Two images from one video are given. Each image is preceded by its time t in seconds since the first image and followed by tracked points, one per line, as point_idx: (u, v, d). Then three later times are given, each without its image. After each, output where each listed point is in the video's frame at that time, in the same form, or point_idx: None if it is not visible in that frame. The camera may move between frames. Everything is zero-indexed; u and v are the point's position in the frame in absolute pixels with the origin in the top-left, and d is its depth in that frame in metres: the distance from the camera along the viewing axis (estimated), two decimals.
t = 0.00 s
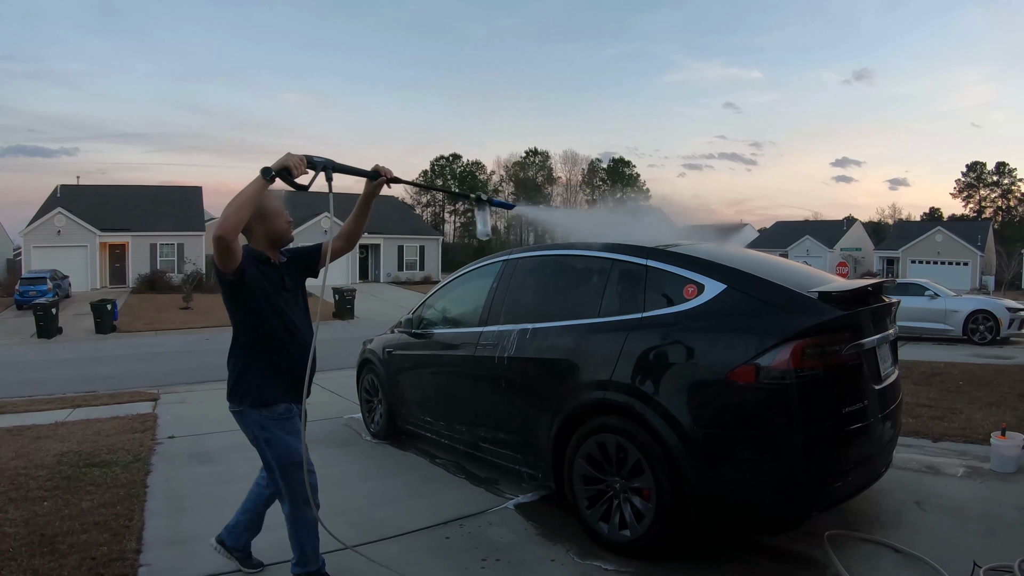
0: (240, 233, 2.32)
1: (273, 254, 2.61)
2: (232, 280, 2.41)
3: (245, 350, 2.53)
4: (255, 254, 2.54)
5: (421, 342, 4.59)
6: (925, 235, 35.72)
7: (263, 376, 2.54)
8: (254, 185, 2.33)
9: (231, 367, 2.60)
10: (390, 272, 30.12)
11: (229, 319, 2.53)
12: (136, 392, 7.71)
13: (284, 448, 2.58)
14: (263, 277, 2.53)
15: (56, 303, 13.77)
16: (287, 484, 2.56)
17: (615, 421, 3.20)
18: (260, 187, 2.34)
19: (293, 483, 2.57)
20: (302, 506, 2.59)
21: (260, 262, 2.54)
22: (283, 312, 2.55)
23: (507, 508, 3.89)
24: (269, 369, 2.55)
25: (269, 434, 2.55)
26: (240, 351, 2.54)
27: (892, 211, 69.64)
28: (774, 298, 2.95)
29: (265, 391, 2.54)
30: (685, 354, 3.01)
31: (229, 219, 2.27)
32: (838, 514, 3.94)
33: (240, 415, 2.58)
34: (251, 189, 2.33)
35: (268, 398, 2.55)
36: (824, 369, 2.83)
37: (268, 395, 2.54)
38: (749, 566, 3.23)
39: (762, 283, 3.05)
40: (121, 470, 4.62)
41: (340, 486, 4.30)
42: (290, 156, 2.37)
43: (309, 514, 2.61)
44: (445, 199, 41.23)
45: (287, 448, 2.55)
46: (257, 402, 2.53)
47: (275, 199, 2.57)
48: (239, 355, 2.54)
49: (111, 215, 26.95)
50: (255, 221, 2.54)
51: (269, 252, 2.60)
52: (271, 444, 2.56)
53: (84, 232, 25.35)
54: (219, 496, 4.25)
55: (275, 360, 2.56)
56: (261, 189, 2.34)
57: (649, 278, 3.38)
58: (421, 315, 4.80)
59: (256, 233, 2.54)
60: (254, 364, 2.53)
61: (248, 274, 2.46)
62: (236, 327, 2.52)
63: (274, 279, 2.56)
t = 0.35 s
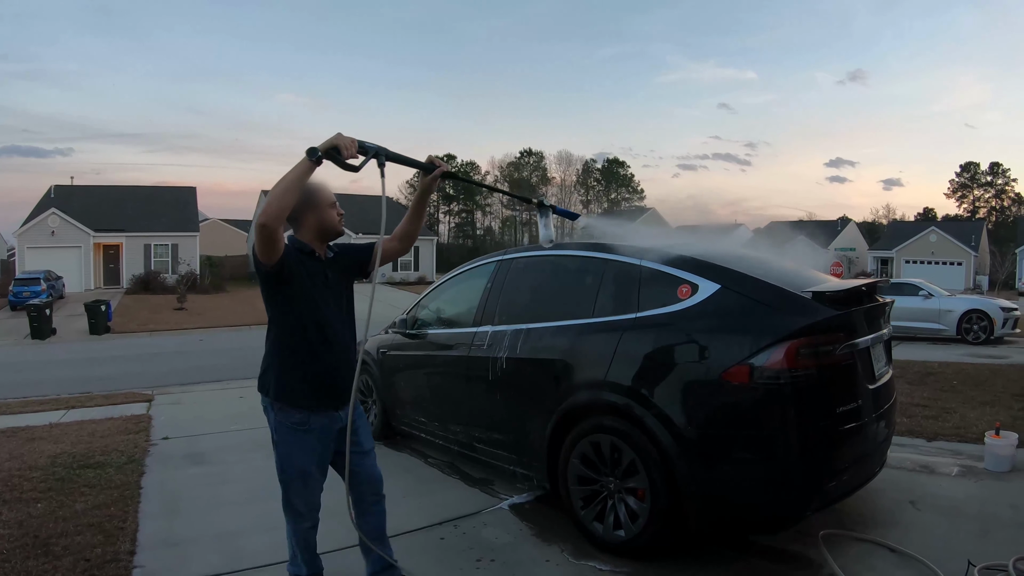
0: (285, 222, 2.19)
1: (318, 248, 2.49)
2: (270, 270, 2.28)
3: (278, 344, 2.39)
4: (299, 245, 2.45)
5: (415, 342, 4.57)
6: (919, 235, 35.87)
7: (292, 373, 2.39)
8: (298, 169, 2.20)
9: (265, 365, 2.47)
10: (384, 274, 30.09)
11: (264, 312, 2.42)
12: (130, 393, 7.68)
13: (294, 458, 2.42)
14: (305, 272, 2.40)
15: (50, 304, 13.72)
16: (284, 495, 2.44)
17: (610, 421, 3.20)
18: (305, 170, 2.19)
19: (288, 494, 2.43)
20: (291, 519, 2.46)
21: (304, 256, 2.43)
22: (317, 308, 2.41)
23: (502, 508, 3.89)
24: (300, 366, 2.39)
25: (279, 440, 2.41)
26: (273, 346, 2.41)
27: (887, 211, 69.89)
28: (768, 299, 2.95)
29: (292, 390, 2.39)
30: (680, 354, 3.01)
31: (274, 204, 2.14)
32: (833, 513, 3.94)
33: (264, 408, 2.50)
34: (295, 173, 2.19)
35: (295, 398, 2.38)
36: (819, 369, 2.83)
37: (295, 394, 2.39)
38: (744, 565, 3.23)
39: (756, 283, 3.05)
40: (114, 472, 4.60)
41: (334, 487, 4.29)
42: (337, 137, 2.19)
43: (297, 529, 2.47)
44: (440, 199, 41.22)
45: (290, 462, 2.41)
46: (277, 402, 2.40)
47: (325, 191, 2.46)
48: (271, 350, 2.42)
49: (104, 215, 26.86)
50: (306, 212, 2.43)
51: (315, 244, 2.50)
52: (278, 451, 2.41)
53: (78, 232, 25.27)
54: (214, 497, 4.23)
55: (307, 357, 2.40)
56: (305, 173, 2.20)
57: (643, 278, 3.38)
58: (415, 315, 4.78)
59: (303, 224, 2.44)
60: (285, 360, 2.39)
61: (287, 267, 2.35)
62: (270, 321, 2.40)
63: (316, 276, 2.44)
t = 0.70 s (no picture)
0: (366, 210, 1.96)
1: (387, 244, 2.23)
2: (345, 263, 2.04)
3: (351, 345, 2.15)
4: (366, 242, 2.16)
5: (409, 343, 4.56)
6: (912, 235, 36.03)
7: (369, 376, 2.15)
8: (379, 151, 2.02)
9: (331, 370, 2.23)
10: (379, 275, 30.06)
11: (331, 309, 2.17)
12: (123, 394, 7.66)
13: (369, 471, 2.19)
14: (374, 266, 2.15)
15: (42, 305, 13.64)
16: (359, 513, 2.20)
17: (604, 422, 3.20)
18: (387, 152, 2.03)
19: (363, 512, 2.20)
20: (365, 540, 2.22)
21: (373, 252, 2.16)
22: (392, 306, 2.17)
23: (496, 508, 3.89)
24: (377, 369, 2.16)
25: (354, 452, 2.17)
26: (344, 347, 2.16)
27: (880, 212, 70.17)
28: (761, 299, 2.96)
29: (369, 396, 2.15)
30: (672, 355, 3.02)
31: (357, 187, 1.94)
32: (827, 512, 3.96)
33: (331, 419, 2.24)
34: (376, 155, 2.01)
35: (371, 404, 2.16)
36: (811, 368, 2.83)
37: (372, 399, 2.16)
38: (738, 565, 3.23)
39: (749, 282, 3.06)
40: (108, 473, 4.58)
41: (328, 488, 4.28)
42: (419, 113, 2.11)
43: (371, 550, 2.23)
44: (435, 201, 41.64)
45: (368, 475, 2.17)
46: (350, 409, 2.16)
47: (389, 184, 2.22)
48: (342, 351, 2.17)
49: (98, 215, 26.75)
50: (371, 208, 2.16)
51: (381, 242, 2.23)
52: (352, 467, 2.17)
53: (71, 233, 25.16)
54: (209, 498, 4.22)
55: (384, 359, 2.16)
56: (387, 154, 2.03)
57: (636, 278, 3.39)
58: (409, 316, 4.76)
59: (369, 220, 2.15)
60: (360, 362, 2.15)
61: (359, 260, 2.11)
62: (340, 320, 2.16)
63: (386, 269, 2.19)
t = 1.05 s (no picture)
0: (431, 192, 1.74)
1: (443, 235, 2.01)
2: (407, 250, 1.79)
3: (413, 343, 1.89)
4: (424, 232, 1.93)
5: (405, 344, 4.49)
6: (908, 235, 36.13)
7: (435, 375, 1.90)
8: (441, 126, 1.78)
9: (383, 372, 1.94)
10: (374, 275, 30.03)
11: (385, 305, 1.90)
12: (119, 396, 7.64)
13: (447, 469, 1.91)
14: (433, 254, 1.90)
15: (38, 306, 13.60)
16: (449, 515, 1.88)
17: (600, 421, 3.20)
18: (447, 128, 1.79)
19: (457, 518, 1.88)
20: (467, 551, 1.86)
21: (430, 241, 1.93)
22: (452, 297, 1.92)
23: (494, 508, 3.89)
24: (444, 369, 1.90)
25: (426, 450, 1.90)
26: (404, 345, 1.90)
27: (876, 211, 70.35)
28: (757, 299, 2.96)
29: (433, 395, 1.89)
30: (669, 355, 3.02)
31: (422, 166, 1.70)
32: (823, 511, 3.97)
33: (392, 429, 1.95)
34: (437, 132, 1.77)
35: (437, 403, 1.90)
36: (808, 368, 2.84)
37: (439, 400, 1.90)
38: (734, 565, 3.23)
39: (745, 282, 3.06)
40: (105, 475, 4.57)
41: (325, 489, 4.27)
42: (478, 90, 1.91)
43: (481, 557, 1.86)
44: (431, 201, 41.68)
45: (450, 467, 1.89)
46: (417, 409, 1.89)
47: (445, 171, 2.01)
48: (403, 349, 1.90)
49: (93, 216, 26.67)
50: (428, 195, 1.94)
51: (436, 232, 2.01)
52: (430, 467, 1.88)
53: (67, 234, 25.08)
54: (206, 500, 4.21)
55: (450, 357, 1.91)
56: (447, 131, 1.79)
57: (632, 279, 3.39)
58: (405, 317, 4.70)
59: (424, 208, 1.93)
60: (424, 361, 1.88)
61: (416, 247, 1.86)
62: (398, 314, 1.89)
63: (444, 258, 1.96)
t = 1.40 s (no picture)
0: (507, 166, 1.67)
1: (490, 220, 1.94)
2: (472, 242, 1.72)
3: (473, 348, 1.84)
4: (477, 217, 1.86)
5: (402, 345, 4.39)
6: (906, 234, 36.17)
7: (497, 377, 1.86)
8: (512, 99, 1.73)
9: (442, 378, 1.88)
10: (372, 276, 30.02)
11: (439, 311, 1.84)
12: (118, 397, 7.63)
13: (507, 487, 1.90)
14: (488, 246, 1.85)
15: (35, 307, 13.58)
16: (501, 535, 1.89)
17: (598, 421, 3.21)
18: (518, 100, 1.74)
19: (509, 537, 1.89)
20: (512, 570, 1.90)
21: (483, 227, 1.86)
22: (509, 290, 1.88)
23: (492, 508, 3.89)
24: (505, 370, 1.86)
25: (488, 468, 1.88)
26: (464, 350, 1.85)
27: (874, 211, 70.38)
28: (755, 299, 2.97)
29: (498, 397, 1.86)
30: (666, 355, 3.03)
31: (503, 137, 1.64)
32: (821, 510, 3.98)
33: (450, 440, 1.91)
34: (510, 104, 1.72)
35: (501, 405, 1.86)
36: (805, 368, 2.84)
37: (503, 405, 1.86)
38: (733, 565, 3.23)
39: (742, 281, 3.07)
40: (103, 475, 4.57)
41: (324, 489, 4.27)
42: (543, 66, 1.89)
43: None
44: (429, 202, 41.89)
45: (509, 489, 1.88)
46: (482, 420, 1.85)
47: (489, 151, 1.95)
48: (462, 354, 1.85)
49: (91, 217, 26.65)
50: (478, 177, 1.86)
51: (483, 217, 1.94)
52: (491, 486, 1.87)
53: (65, 235, 25.03)
54: (204, 500, 4.21)
55: (512, 356, 1.87)
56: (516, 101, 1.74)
57: (630, 278, 3.40)
58: (403, 317, 4.62)
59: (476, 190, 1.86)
60: (487, 366, 1.84)
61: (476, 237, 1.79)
62: (455, 319, 1.83)
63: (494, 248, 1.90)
